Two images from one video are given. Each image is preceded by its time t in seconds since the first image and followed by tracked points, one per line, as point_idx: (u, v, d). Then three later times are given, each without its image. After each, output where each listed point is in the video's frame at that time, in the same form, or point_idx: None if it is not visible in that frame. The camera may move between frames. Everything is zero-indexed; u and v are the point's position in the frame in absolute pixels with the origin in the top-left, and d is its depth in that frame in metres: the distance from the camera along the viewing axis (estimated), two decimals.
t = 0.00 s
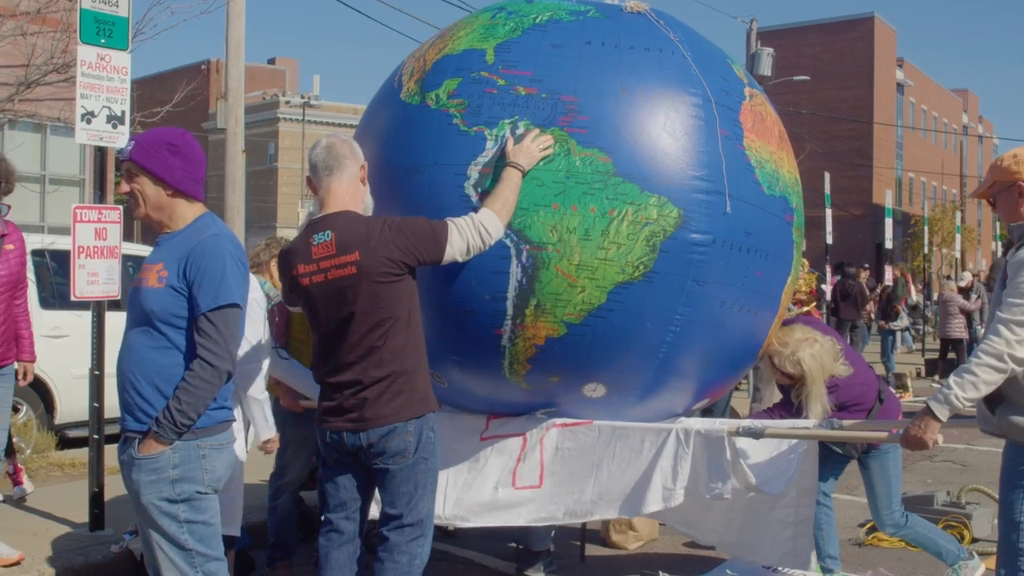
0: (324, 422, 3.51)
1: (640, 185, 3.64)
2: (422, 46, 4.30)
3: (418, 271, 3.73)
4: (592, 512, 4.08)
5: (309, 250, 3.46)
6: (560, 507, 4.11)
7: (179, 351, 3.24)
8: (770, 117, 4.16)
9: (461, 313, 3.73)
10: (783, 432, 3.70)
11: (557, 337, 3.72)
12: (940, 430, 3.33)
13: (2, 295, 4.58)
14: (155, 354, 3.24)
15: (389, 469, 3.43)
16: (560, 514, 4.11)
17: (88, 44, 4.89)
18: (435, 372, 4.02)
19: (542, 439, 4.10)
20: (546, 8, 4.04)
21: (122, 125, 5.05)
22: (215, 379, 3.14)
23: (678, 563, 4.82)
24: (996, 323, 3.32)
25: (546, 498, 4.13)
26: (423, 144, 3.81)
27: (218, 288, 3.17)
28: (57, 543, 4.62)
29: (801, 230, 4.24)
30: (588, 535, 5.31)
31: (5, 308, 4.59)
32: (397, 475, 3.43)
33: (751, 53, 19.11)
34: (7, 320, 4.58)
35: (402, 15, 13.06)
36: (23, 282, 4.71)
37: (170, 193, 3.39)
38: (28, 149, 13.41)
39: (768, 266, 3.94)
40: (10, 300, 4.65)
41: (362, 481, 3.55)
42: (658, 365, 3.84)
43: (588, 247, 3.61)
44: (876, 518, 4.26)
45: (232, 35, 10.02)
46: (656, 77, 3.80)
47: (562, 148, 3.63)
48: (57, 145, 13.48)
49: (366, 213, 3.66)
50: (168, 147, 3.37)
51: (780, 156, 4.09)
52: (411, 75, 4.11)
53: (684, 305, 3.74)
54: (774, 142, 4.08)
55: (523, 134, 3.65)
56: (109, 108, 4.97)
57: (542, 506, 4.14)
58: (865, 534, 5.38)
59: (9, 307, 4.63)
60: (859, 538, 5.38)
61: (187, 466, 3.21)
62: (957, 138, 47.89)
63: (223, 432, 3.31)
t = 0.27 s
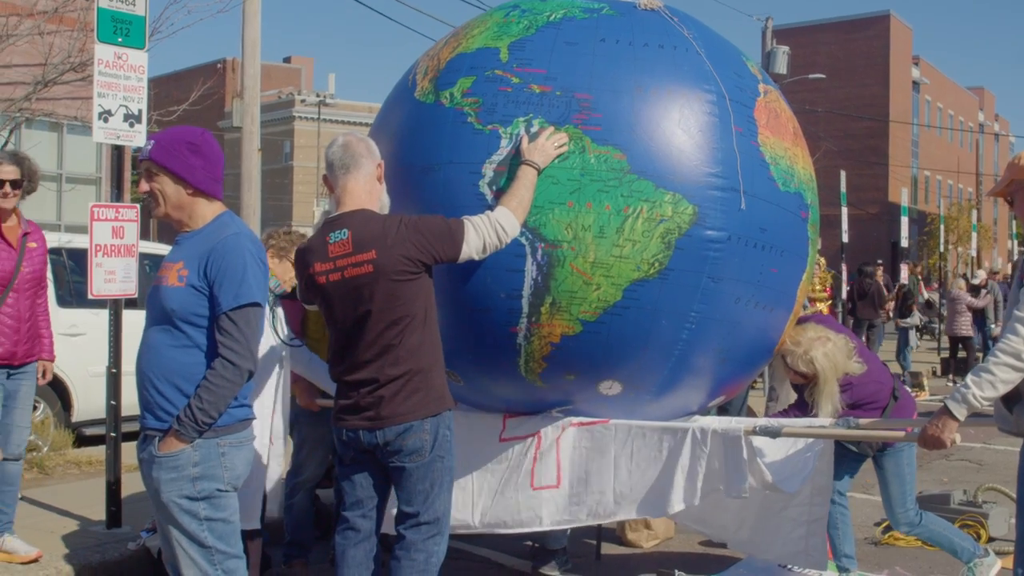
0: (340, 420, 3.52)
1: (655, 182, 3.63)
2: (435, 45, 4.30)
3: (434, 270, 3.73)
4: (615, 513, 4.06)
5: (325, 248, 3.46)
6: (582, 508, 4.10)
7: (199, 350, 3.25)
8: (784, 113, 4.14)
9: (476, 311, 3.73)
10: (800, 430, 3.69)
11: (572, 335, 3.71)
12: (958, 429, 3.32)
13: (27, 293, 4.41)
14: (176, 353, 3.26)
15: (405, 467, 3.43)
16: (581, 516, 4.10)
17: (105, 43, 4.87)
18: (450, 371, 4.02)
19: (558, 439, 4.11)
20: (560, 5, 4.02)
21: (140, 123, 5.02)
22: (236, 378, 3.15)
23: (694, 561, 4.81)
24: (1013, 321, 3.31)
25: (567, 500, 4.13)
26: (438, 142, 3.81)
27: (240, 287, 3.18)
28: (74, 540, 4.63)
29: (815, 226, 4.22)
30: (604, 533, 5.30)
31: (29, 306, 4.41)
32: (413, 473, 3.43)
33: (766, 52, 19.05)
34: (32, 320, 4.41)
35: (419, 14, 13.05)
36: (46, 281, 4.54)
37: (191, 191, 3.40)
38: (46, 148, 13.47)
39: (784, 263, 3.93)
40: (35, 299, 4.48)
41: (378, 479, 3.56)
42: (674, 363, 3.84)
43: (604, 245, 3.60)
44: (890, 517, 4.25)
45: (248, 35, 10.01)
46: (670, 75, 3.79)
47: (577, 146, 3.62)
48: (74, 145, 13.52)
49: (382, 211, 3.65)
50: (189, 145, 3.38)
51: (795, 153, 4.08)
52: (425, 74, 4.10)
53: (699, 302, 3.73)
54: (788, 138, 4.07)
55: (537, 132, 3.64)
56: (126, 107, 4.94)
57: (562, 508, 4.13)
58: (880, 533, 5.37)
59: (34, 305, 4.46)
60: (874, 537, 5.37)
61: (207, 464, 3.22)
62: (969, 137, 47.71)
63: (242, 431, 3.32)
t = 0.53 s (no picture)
0: (355, 419, 3.52)
1: (671, 181, 3.63)
2: (450, 45, 4.29)
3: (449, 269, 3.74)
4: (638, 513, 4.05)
5: (340, 246, 3.46)
6: (607, 508, 4.08)
7: (220, 348, 3.29)
8: (800, 111, 4.14)
9: (493, 311, 3.74)
10: (817, 430, 3.68)
11: (589, 335, 3.71)
12: (975, 429, 3.31)
13: (48, 294, 4.40)
14: (198, 351, 3.29)
15: (421, 465, 3.44)
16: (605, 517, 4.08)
17: (121, 43, 4.86)
18: (466, 370, 4.03)
19: (576, 439, 4.11)
20: (576, 4, 4.02)
21: (155, 123, 5.01)
22: (260, 375, 3.20)
23: (709, 561, 4.81)
24: None
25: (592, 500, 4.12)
26: (454, 142, 3.81)
27: (262, 285, 3.22)
28: (91, 538, 4.66)
29: (832, 224, 4.21)
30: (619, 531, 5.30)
31: (50, 306, 4.40)
32: (429, 472, 3.44)
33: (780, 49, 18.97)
34: (54, 321, 4.41)
35: (437, 14, 12.98)
36: (65, 282, 4.54)
37: (213, 188, 3.42)
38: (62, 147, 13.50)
39: (801, 262, 3.93)
40: (56, 301, 4.47)
41: (393, 478, 3.55)
42: (691, 363, 3.84)
43: (620, 244, 3.60)
44: (908, 515, 4.25)
45: (263, 33, 9.98)
46: (687, 74, 3.78)
47: (593, 146, 3.62)
48: (89, 144, 13.53)
49: (397, 209, 3.65)
50: (213, 143, 3.41)
51: (811, 152, 4.08)
52: (440, 75, 4.10)
53: (717, 301, 3.73)
54: (804, 137, 4.06)
55: (553, 132, 3.64)
56: (142, 106, 4.94)
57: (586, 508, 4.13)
58: (896, 532, 5.36)
59: (55, 307, 4.44)
60: (890, 536, 5.36)
61: (229, 461, 3.26)
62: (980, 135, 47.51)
63: (264, 428, 3.37)
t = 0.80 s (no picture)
0: (371, 418, 3.52)
1: (688, 181, 3.63)
2: (465, 46, 4.29)
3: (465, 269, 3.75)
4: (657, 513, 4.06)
5: (356, 246, 3.46)
6: (624, 509, 4.09)
7: (241, 345, 3.31)
8: (816, 110, 4.13)
9: (511, 313, 3.74)
10: (836, 429, 3.68)
11: (607, 335, 3.71)
12: (993, 431, 3.33)
13: (66, 292, 4.42)
14: (218, 349, 3.31)
15: (436, 465, 3.44)
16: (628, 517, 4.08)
17: (137, 43, 4.87)
18: (483, 370, 4.03)
19: (597, 440, 4.08)
20: (590, 4, 4.01)
21: (171, 123, 5.02)
22: (283, 370, 3.23)
23: (724, 560, 4.80)
24: None
25: (614, 500, 4.10)
26: (470, 144, 3.82)
27: (284, 282, 3.25)
28: (108, 537, 4.67)
29: (848, 223, 4.20)
30: (634, 531, 5.29)
31: (68, 305, 4.42)
32: (444, 471, 3.44)
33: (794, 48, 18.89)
34: (70, 319, 4.43)
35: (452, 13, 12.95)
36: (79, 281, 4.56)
37: (234, 185, 3.46)
38: (77, 147, 13.54)
39: (818, 261, 3.93)
40: (72, 299, 4.49)
41: (409, 477, 3.56)
42: (708, 363, 3.84)
43: (638, 245, 3.60)
44: (924, 517, 4.24)
45: (277, 32, 9.96)
46: (703, 73, 3.78)
47: (610, 146, 3.62)
48: (105, 144, 13.55)
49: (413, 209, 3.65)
50: (235, 141, 3.45)
51: (827, 150, 4.07)
52: (456, 76, 4.10)
53: (734, 300, 3.73)
54: (820, 136, 4.05)
55: (570, 133, 3.64)
56: (158, 106, 4.95)
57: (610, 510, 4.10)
58: (912, 532, 5.35)
59: (72, 305, 4.47)
60: (905, 536, 5.35)
61: (253, 459, 3.29)
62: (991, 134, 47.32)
63: (285, 425, 3.40)
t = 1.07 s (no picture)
0: (387, 417, 3.53)
1: (702, 178, 3.63)
2: (480, 44, 4.30)
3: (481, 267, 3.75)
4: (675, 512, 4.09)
5: (372, 245, 3.47)
6: (644, 507, 4.10)
7: (261, 343, 3.33)
8: (831, 108, 4.12)
9: (524, 310, 3.74)
10: (850, 429, 3.68)
11: (621, 333, 3.71)
12: (1009, 429, 3.33)
13: (82, 291, 4.42)
14: (239, 347, 3.32)
15: (452, 463, 3.44)
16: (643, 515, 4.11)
17: (153, 43, 4.88)
18: (498, 368, 4.03)
19: (614, 439, 4.09)
20: (604, 2, 4.01)
21: (186, 122, 5.03)
22: (306, 367, 3.26)
23: (741, 559, 4.79)
24: None
25: (631, 498, 4.11)
26: (484, 141, 3.82)
27: (304, 279, 3.27)
28: (124, 535, 4.69)
29: (863, 221, 4.19)
30: (650, 530, 5.28)
31: (84, 303, 4.44)
32: (461, 470, 3.44)
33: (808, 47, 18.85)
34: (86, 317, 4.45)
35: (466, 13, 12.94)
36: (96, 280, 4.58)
37: (252, 183, 3.48)
38: (92, 147, 13.58)
39: (833, 259, 3.92)
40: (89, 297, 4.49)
41: (425, 476, 3.56)
42: (722, 360, 3.83)
43: (652, 242, 3.60)
44: (943, 515, 4.23)
45: (292, 32, 9.96)
46: (717, 71, 3.77)
47: (624, 144, 3.62)
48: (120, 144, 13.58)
49: (429, 208, 3.65)
50: (254, 140, 3.48)
51: (842, 148, 4.06)
52: (470, 74, 4.11)
53: (748, 298, 3.73)
54: (835, 134, 4.05)
55: (584, 130, 3.64)
56: (173, 106, 4.96)
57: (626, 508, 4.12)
58: (927, 531, 5.34)
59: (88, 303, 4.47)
60: (920, 535, 5.34)
61: (274, 456, 3.30)
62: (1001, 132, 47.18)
63: (305, 423, 3.41)
